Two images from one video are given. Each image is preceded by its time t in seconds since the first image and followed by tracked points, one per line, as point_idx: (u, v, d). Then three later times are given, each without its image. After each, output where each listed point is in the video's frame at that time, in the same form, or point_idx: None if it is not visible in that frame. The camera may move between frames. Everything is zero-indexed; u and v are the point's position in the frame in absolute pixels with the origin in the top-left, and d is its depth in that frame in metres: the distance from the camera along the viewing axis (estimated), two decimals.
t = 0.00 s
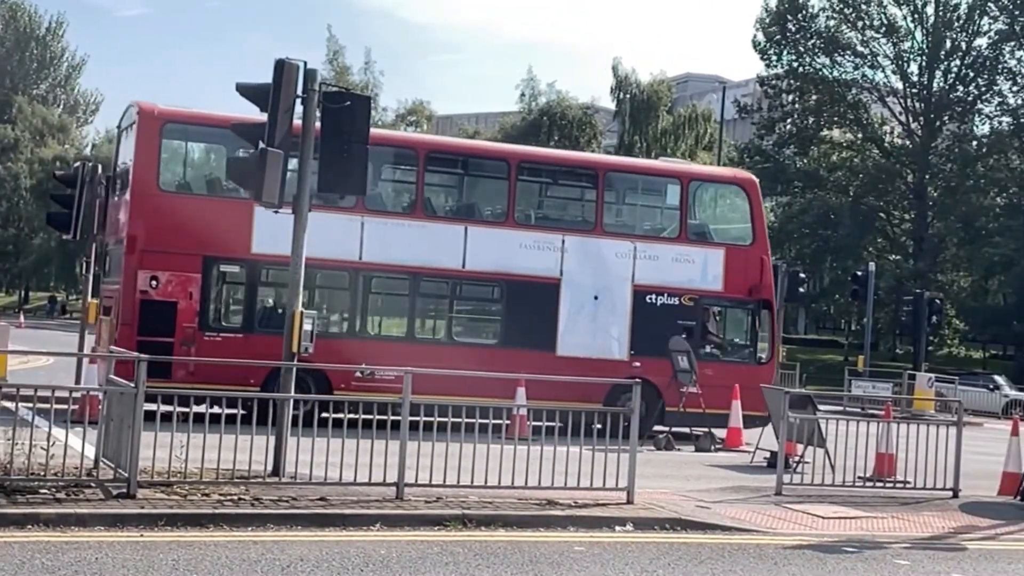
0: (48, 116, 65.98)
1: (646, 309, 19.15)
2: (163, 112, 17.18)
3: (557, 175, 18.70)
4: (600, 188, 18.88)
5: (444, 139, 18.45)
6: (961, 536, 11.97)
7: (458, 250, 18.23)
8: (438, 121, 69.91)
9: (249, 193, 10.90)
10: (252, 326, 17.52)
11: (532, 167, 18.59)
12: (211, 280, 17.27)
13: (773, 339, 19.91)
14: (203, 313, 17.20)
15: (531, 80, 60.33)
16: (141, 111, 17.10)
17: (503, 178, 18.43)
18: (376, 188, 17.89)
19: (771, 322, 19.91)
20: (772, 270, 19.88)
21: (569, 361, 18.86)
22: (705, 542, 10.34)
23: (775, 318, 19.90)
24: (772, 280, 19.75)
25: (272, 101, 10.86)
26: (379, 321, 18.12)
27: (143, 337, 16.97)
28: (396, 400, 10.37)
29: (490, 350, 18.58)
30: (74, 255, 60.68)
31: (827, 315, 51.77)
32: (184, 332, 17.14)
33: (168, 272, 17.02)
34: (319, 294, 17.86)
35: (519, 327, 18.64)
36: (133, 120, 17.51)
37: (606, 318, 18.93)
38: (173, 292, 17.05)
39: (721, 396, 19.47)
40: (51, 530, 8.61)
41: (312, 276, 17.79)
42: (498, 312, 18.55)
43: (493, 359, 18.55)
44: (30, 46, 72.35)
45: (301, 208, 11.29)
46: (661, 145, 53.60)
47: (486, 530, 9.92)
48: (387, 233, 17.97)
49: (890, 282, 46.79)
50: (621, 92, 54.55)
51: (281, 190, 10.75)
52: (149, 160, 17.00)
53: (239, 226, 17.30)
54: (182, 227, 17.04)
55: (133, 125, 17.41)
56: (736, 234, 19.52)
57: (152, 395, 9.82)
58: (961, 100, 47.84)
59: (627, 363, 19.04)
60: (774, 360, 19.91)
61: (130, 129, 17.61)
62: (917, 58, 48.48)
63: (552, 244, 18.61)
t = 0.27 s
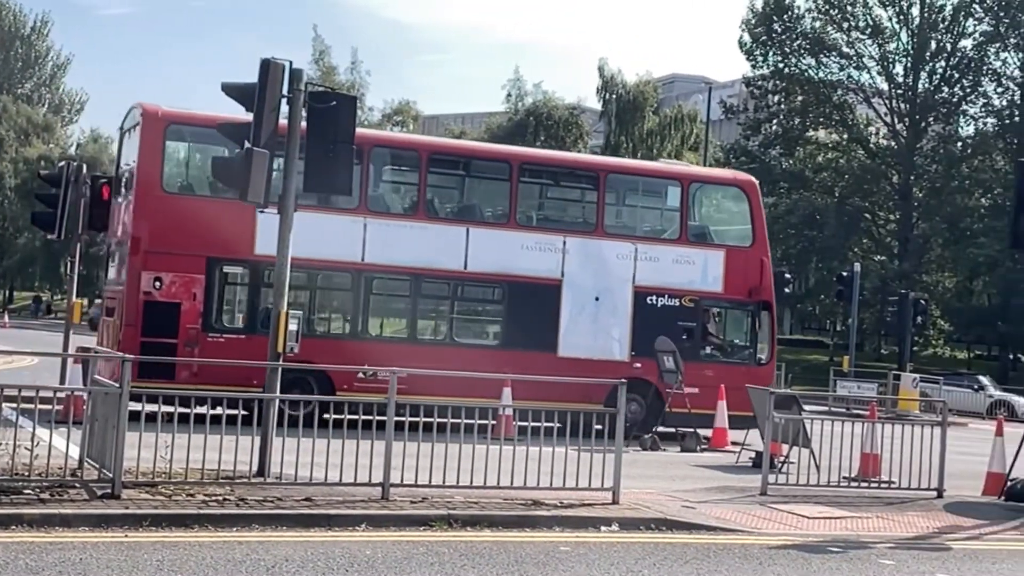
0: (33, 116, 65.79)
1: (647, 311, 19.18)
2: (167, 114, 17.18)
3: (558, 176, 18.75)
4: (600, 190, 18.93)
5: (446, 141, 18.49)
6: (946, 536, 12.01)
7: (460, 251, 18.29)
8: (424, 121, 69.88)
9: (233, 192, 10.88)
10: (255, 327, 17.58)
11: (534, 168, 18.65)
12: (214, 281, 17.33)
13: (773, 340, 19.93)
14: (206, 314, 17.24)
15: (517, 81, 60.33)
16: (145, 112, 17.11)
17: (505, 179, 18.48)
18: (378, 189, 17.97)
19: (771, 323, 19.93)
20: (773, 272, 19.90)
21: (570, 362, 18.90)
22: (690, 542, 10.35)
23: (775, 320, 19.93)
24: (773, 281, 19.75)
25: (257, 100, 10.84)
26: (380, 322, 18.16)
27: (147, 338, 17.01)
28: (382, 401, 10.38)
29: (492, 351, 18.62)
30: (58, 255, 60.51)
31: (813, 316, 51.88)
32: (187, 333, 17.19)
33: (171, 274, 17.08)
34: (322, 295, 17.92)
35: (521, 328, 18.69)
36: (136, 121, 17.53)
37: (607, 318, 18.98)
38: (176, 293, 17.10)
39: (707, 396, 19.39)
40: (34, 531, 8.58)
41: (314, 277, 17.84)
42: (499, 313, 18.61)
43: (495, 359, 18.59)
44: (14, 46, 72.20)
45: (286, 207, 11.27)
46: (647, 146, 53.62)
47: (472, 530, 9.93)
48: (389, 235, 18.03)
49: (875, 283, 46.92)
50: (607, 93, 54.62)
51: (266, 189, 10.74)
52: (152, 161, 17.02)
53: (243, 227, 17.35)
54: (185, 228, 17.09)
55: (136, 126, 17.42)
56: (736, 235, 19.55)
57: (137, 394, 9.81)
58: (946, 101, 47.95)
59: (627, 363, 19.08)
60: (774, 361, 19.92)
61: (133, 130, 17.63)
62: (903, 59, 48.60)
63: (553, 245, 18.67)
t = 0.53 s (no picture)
0: (17, 115, 65.56)
1: (649, 312, 19.33)
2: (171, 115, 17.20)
3: (560, 178, 18.84)
4: (601, 191, 19.04)
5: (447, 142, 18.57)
6: (930, 536, 12.04)
7: (463, 252, 18.38)
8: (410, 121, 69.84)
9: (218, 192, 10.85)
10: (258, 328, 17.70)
11: (536, 170, 18.75)
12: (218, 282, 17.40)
13: (773, 340, 20.09)
14: (210, 314, 17.31)
15: (503, 81, 60.32)
16: (148, 113, 17.14)
17: (507, 181, 18.59)
18: (381, 191, 18.04)
19: (771, 324, 20.06)
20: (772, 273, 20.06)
21: (572, 363, 19.00)
22: (675, 542, 10.36)
23: (775, 320, 20.06)
24: (772, 283, 19.93)
25: (243, 100, 10.81)
26: (381, 323, 18.24)
27: (151, 339, 17.08)
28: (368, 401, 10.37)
29: (495, 352, 18.72)
30: (42, 255, 60.35)
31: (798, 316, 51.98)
32: (191, 334, 17.25)
33: (175, 275, 17.15)
34: (324, 296, 17.96)
35: (523, 329, 18.80)
36: (139, 122, 17.56)
37: (608, 319, 19.10)
38: (180, 294, 17.17)
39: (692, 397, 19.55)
40: (18, 531, 8.55)
41: (318, 278, 17.88)
42: (501, 314, 18.71)
43: (497, 361, 18.69)
44: None
45: (271, 208, 11.24)
46: (633, 146, 53.65)
47: (458, 530, 9.93)
48: (392, 236, 18.11)
49: (861, 284, 47.04)
50: (593, 93, 54.63)
51: (251, 189, 10.72)
52: (157, 163, 17.06)
53: (246, 228, 17.43)
54: (189, 230, 17.15)
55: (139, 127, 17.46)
56: (735, 237, 19.69)
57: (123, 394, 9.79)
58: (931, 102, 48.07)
59: (629, 365, 19.23)
60: (773, 363, 20.14)
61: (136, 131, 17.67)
62: (888, 60, 48.72)
63: (555, 246, 18.77)
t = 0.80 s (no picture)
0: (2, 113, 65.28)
1: (650, 312, 19.43)
2: (175, 116, 17.21)
3: (561, 180, 18.93)
4: (603, 193, 19.14)
5: (450, 144, 18.65)
6: (915, 536, 12.06)
7: (465, 253, 18.46)
8: (396, 121, 69.78)
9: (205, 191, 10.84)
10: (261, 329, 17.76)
11: (537, 171, 18.85)
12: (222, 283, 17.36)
13: (773, 341, 20.14)
14: (215, 316, 17.30)
15: (490, 80, 60.28)
16: (153, 114, 17.14)
17: (509, 182, 18.69)
18: (383, 192, 18.11)
19: (771, 325, 20.13)
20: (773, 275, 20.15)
21: (574, 363, 19.07)
22: (661, 541, 10.36)
23: (775, 322, 20.13)
24: (772, 284, 20.03)
25: (229, 98, 10.79)
26: (382, 324, 18.27)
27: (156, 340, 17.10)
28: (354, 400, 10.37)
29: (498, 353, 18.77)
30: (27, 254, 60.09)
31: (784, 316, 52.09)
32: (195, 335, 17.25)
33: (180, 276, 17.16)
34: (326, 297, 18.00)
35: (525, 331, 18.87)
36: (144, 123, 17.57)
37: (610, 320, 19.19)
38: (185, 295, 17.18)
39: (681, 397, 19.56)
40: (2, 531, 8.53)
41: (321, 279, 17.92)
42: (504, 315, 18.78)
43: (500, 361, 18.74)
44: None
45: (257, 207, 11.22)
46: (620, 146, 53.69)
47: (443, 530, 9.93)
48: (394, 236, 18.18)
49: (846, 284, 47.15)
50: (580, 93, 54.66)
51: (238, 189, 10.70)
52: (161, 164, 17.10)
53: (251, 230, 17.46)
54: (192, 230, 17.16)
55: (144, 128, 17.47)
56: (736, 238, 19.79)
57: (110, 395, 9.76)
58: (916, 102, 48.12)
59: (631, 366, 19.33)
60: (773, 363, 20.20)
61: (141, 132, 17.67)
62: (874, 61, 48.75)
63: (557, 248, 18.86)
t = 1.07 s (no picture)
0: None
1: (651, 313, 19.73)
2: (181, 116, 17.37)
3: (563, 181, 19.23)
4: (605, 194, 19.43)
5: (455, 146, 18.93)
6: (900, 535, 12.09)
7: (468, 255, 18.73)
8: (383, 121, 69.67)
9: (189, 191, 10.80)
10: (266, 329, 18.04)
11: (540, 174, 19.12)
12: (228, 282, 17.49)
13: (773, 341, 20.42)
14: (219, 317, 17.43)
15: (477, 80, 60.23)
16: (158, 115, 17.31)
17: (512, 184, 18.95)
18: (387, 194, 18.40)
19: (772, 327, 20.37)
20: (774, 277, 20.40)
21: (576, 363, 19.37)
22: (647, 541, 10.37)
23: (776, 323, 20.37)
24: (773, 286, 20.28)
25: (216, 98, 10.73)
26: (387, 325, 18.56)
27: (161, 340, 17.27)
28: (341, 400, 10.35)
29: (500, 354, 19.06)
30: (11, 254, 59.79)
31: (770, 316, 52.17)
32: (201, 335, 17.39)
33: (184, 276, 17.28)
34: (329, 297, 18.28)
35: (526, 331, 19.15)
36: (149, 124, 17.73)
37: (611, 322, 19.52)
38: (189, 296, 17.29)
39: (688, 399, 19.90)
40: None
41: (324, 280, 18.22)
42: (505, 315, 19.04)
43: (502, 362, 19.03)
44: None
45: (242, 207, 11.18)
46: (606, 146, 53.68)
47: (430, 530, 9.93)
48: (399, 238, 18.46)
49: (832, 284, 47.27)
50: (567, 93, 54.69)
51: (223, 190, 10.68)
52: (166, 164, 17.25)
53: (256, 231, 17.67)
54: (198, 231, 17.34)
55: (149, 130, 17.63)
56: (736, 239, 20.05)
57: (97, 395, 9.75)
58: (902, 103, 48.05)
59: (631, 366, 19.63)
60: (774, 364, 20.48)
61: (146, 133, 17.83)
62: (860, 61, 48.74)
63: (559, 248, 19.15)
